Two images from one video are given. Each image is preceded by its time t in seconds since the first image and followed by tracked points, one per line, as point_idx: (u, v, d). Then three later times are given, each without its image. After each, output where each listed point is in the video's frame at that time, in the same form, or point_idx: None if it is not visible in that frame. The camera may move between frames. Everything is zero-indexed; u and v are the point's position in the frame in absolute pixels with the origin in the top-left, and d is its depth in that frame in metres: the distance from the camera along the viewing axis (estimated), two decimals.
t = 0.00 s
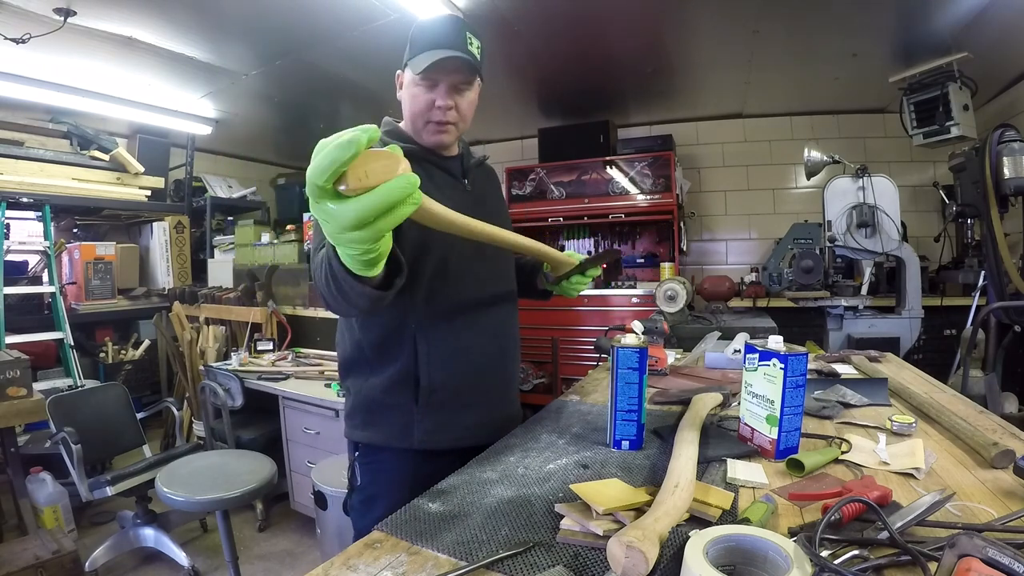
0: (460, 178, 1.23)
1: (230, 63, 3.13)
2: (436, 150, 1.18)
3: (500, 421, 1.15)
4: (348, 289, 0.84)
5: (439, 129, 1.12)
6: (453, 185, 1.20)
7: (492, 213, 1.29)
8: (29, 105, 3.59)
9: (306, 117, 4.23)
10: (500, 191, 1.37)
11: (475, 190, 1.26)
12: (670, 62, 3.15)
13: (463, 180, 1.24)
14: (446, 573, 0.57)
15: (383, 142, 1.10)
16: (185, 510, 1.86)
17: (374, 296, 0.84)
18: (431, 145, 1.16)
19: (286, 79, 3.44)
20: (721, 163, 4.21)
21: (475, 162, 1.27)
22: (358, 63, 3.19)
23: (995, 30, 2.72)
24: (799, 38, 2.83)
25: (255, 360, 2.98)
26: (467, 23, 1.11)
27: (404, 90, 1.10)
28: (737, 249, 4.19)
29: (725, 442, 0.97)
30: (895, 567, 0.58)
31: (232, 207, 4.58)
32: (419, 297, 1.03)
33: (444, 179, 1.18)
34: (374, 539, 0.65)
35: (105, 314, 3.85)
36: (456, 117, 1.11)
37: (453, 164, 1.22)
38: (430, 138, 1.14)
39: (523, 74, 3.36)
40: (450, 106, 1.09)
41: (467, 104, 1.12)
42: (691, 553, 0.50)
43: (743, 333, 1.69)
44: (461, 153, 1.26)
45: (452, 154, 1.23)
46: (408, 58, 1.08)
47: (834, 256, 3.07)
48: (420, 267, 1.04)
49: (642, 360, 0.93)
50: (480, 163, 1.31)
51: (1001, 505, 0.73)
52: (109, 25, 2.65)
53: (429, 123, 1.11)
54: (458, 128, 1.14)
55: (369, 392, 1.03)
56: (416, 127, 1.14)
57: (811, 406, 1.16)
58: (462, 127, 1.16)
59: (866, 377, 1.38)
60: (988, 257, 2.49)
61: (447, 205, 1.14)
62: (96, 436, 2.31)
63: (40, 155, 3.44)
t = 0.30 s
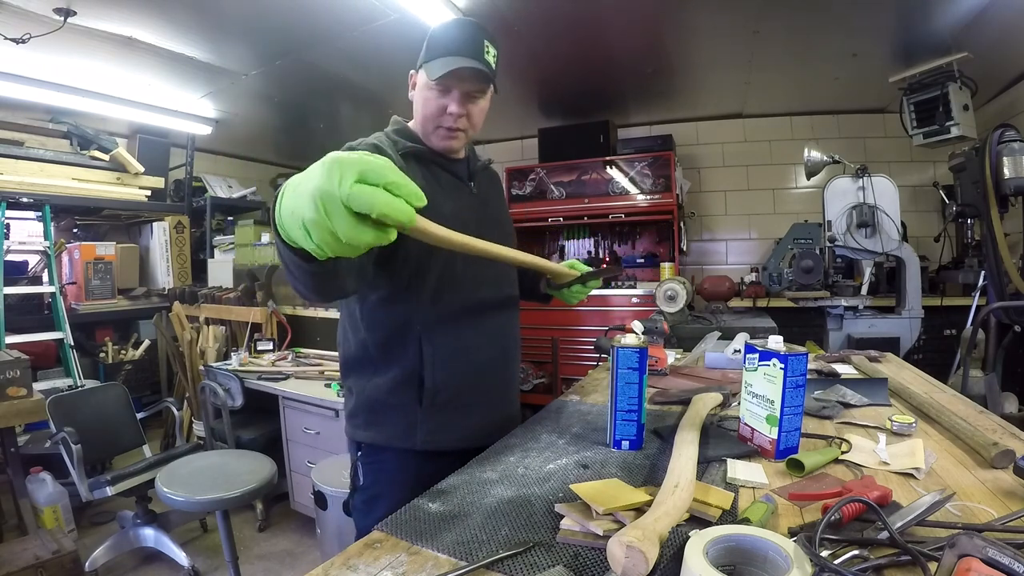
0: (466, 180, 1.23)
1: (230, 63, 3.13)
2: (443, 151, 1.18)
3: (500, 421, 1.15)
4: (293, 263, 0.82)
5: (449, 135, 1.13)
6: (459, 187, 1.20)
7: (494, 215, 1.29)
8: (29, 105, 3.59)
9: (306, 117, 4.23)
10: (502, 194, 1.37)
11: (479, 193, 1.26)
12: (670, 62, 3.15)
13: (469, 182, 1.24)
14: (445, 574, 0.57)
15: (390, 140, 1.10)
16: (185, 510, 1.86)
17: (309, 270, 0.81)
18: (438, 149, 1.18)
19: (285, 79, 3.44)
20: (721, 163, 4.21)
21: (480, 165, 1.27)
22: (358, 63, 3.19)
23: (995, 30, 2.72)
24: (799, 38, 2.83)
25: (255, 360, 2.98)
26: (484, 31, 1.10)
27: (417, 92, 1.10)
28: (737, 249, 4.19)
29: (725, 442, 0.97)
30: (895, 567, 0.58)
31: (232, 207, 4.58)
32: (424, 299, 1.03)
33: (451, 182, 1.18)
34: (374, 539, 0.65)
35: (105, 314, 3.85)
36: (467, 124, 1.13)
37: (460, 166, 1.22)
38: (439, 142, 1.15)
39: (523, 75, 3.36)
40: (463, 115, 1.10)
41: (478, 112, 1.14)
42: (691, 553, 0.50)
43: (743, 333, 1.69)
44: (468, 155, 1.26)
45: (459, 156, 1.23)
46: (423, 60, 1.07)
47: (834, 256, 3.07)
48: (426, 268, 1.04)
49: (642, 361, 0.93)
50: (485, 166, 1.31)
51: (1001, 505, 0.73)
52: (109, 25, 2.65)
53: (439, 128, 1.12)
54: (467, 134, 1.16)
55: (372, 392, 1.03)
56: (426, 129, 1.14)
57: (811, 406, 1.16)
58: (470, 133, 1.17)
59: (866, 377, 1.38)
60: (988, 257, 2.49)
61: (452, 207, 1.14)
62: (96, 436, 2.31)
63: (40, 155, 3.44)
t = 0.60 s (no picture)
0: (469, 180, 1.23)
1: (230, 63, 3.13)
2: (448, 149, 1.17)
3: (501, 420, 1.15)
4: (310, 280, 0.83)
5: (447, 128, 1.12)
6: (463, 186, 1.19)
7: (497, 215, 1.29)
8: (29, 105, 3.59)
9: (306, 117, 4.23)
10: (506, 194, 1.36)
11: (483, 192, 1.26)
12: (670, 61, 3.15)
13: (473, 181, 1.23)
14: (446, 573, 0.57)
15: (395, 139, 1.10)
16: (185, 510, 1.86)
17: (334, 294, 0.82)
18: (440, 144, 1.16)
19: (285, 79, 3.44)
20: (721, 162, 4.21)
21: (484, 165, 1.27)
22: (357, 63, 3.19)
23: (995, 30, 2.72)
24: (799, 38, 2.83)
25: (255, 360, 2.98)
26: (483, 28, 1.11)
27: (416, 87, 1.11)
28: (737, 249, 4.19)
29: (725, 442, 0.97)
30: (895, 567, 0.58)
31: (232, 207, 4.59)
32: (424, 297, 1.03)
33: (455, 181, 1.17)
34: (374, 539, 0.65)
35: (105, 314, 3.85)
36: (464, 115, 1.11)
37: (463, 166, 1.22)
38: (438, 136, 1.13)
39: (523, 74, 3.35)
40: (458, 105, 1.09)
41: (476, 104, 1.12)
42: (691, 553, 0.50)
43: (743, 333, 1.69)
44: (471, 155, 1.26)
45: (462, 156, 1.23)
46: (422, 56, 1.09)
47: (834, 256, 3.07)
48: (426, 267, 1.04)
49: (642, 360, 0.93)
50: (488, 167, 1.30)
51: (1001, 506, 0.73)
52: (109, 25, 2.65)
53: (437, 121, 1.11)
54: (466, 127, 1.13)
55: (371, 392, 1.03)
56: (426, 125, 1.13)
57: (811, 406, 1.16)
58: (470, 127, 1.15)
59: (866, 377, 1.38)
60: (988, 257, 2.49)
61: (455, 207, 1.14)
62: (96, 436, 2.31)
63: (40, 155, 3.44)
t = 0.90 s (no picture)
0: (466, 178, 1.23)
1: (230, 63, 3.13)
2: (440, 147, 1.17)
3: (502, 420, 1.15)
4: (321, 271, 0.86)
5: (435, 123, 1.11)
6: (458, 185, 1.19)
7: (496, 214, 1.29)
8: (29, 105, 3.59)
9: (306, 117, 4.22)
10: (506, 192, 1.36)
11: (481, 191, 1.26)
12: (670, 61, 3.15)
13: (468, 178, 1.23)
14: (445, 573, 0.57)
15: (388, 141, 1.11)
16: (185, 510, 1.86)
17: (343, 277, 0.85)
18: (431, 142, 1.15)
19: (285, 79, 3.44)
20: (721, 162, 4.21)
21: (482, 162, 1.27)
22: (358, 63, 3.19)
23: (996, 30, 2.72)
24: (799, 38, 2.83)
25: (255, 360, 2.98)
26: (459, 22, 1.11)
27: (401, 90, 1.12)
28: (737, 249, 4.19)
29: (725, 442, 0.97)
30: (895, 567, 0.58)
31: (232, 207, 4.59)
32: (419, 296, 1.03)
33: (449, 179, 1.17)
34: (374, 539, 0.65)
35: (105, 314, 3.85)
36: (449, 108, 1.10)
37: (459, 164, 1.22)
38: (428, 134, 1.13)
39: (523, 74, 3.35)
40: (441, 98, 1.08)
41: (459, 96, 1.10)
42: (691, 553, 0.50)
43: (743, 333, 1.69)
44: (468, 154, 1.26)
45: (459, 154, 1.23)
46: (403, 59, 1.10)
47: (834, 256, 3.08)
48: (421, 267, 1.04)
49: (642, 360, 0.93)
50: (487, 165, 1.30)
51: (1001, 506, 0.73)
52: (109, 25, 2.65)
53: (424, 118, 1.11)
54: (454, 121, 1.12)
55: (369, 390, 1.03)
56: (416, 125, 1.13)
57: (811, 406, 1.16)
58: (459, 122, 1.14)
59: (866, 377, 1.38)
60: (988, 257, 2.49)
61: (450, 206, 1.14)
62: (96, 436, 2.31)
63: (40, 155, 3.44)
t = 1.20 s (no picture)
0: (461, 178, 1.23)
1: (230, 63, 3.13)
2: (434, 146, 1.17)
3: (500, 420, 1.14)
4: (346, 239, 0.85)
5: (430, 116, 1.10)
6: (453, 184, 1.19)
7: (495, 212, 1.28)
8: (29, 105, 3.59)
9: (306, 117, 4.23)
10: (506, 192, 1.35)
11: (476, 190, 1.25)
12: (670, 61, 3.15)
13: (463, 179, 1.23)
14: (446, 573, 0.57)
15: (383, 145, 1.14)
16: (185, 510, 1.86)
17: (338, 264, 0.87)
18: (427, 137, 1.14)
19: (285, 79, 3.44)
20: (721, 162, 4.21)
21: (479, 163, 1.27)
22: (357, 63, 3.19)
23: (996, 30, 2.72)
24: (799, 38, 2.83)
25: (255, 360, 2.98)
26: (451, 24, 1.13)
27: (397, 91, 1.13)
28: (737, 249, 4.19)
29: (725, 442, 0.97)
30: (895, 567, 0.58)
31: (232, 207, 4.59)
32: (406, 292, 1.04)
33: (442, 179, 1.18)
34: (374, 539, 0.65)
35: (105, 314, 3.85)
36: (443, 100, 1.09)
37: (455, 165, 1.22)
38: (423, 128, 1.11)
39: (523, 74, 3.35)
40: (436, 90, 1.08)
41: (454, 89, 1.10)
42: (691, 553, 0.50)
43: (743, 333, 1.69)
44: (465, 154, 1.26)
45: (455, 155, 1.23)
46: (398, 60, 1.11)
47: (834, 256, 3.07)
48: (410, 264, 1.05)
49: (642, 360, 0.93)
50: (486, 165, 1.29)
51: (1001, 505, 0.73)
52: (109, 25, 2.65)
53: (419, 111, 1.10)
54: (449, 113, 1.11)
55: (361, 387, 1.05)
56: (412, 123, 1.13)
57: (811, 406, 1.16)
58: (454, 115, 1.13)
59: (866, 377, 1.38)
60: (988, 257, 2.49)
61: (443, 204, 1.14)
62: (96, 436, 2.31)
63: (40, 155, 3.44)
